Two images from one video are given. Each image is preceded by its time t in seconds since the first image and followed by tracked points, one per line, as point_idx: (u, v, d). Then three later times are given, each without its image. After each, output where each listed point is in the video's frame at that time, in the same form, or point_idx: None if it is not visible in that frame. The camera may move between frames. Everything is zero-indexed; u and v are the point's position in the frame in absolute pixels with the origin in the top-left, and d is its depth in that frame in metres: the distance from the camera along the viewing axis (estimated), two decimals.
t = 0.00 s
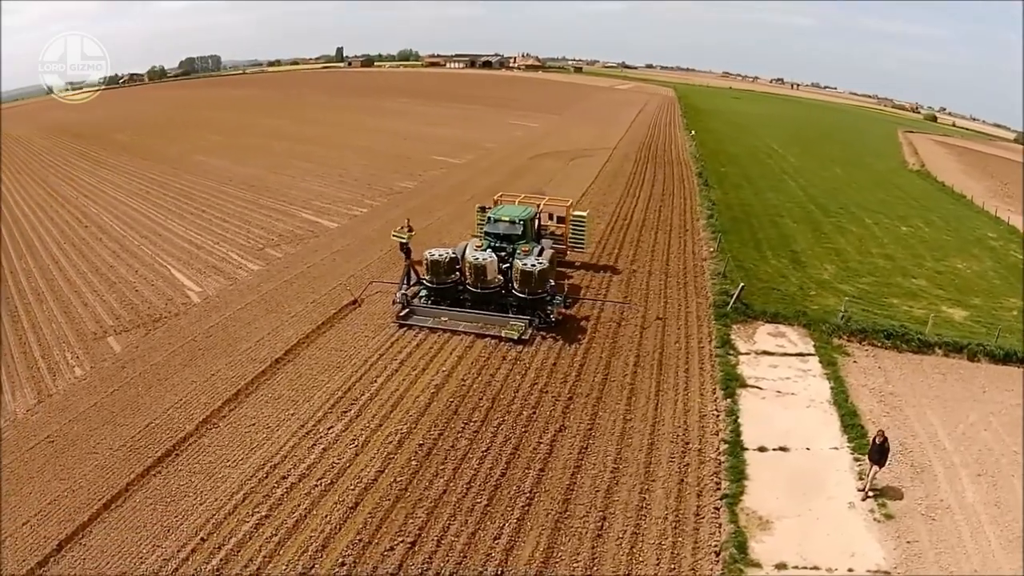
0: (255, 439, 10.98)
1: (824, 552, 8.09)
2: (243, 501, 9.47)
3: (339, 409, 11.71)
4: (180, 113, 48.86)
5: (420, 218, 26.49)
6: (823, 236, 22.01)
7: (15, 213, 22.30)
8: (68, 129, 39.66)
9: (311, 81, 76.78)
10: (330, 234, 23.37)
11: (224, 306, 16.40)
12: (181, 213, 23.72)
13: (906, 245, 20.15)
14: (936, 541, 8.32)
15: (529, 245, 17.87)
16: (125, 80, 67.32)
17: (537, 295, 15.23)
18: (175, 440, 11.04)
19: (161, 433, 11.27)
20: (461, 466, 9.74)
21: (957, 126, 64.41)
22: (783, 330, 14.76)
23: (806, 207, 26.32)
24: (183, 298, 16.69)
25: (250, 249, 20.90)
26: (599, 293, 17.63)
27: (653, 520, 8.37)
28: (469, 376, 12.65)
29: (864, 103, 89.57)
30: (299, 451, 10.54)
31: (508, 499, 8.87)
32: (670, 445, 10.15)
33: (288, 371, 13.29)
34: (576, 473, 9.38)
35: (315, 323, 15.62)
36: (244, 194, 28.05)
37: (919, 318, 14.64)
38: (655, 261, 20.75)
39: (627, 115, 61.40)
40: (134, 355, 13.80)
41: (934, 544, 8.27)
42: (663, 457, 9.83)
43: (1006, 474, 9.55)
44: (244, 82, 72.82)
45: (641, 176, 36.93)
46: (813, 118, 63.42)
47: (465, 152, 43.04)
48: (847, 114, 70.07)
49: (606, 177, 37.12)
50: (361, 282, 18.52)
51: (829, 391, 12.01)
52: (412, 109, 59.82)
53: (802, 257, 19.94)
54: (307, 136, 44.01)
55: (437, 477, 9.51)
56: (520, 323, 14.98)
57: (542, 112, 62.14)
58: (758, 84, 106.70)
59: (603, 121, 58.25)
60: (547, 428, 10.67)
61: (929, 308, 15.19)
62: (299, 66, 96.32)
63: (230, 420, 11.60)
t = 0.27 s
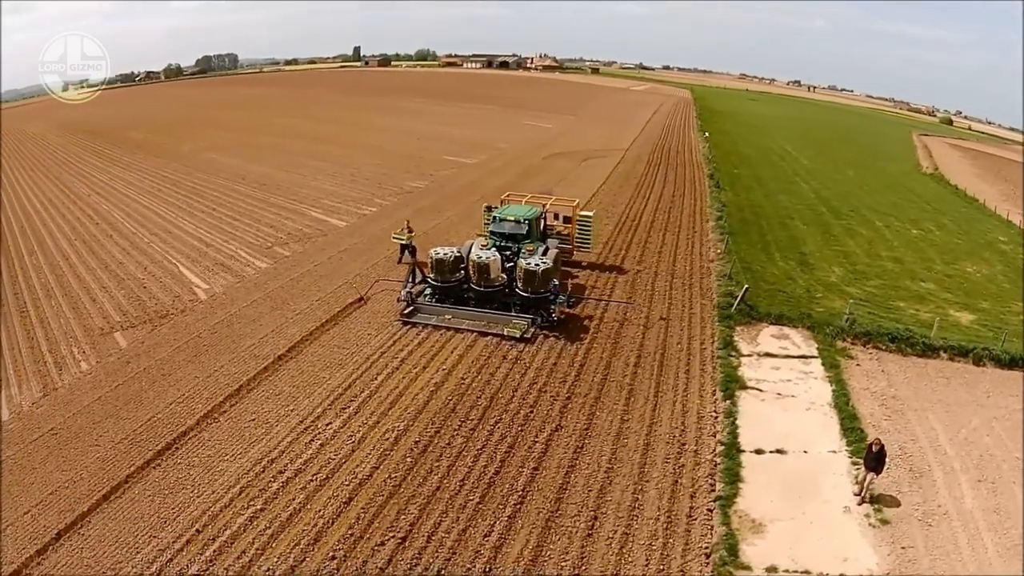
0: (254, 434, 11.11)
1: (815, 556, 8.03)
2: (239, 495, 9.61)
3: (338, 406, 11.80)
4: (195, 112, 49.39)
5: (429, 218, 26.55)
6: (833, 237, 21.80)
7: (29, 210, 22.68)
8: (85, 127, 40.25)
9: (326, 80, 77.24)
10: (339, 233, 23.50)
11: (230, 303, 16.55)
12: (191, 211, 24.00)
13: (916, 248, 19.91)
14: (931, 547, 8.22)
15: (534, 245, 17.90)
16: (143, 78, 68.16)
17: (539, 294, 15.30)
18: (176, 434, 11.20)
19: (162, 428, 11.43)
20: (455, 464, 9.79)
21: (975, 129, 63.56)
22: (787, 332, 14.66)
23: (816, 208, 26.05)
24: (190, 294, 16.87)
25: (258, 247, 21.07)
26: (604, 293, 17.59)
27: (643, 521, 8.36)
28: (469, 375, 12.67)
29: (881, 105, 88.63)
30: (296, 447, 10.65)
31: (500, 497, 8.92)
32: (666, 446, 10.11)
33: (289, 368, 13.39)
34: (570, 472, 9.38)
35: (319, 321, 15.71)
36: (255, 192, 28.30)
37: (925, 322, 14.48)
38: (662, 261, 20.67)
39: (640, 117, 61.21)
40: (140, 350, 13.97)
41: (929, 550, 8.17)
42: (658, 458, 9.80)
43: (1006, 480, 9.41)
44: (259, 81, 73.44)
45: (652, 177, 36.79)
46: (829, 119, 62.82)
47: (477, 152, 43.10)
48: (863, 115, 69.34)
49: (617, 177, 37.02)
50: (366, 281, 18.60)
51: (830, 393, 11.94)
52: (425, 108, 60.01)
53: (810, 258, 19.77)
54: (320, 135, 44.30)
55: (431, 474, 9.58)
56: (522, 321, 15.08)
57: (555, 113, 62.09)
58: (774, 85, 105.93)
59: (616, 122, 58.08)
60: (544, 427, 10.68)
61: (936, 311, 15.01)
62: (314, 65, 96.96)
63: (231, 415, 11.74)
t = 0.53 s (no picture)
0: (254, 430, 11.24)
1: (807, 560, 7.97)
2: (236, 489, 9.76)
3: (337, 402, 11.88)
4: (211, 112, 49.90)
5: (437, 218, 26.64)
6: (842, 239, 21.61)
7: (43, 207, 23.06)
8: (102, 125, 40.87)
9: (341, 79, 77.76)
10: (347, 232, 23.64)
11: (236, 300, 16.73)
12: (202, 210, 24.27)
13: (925, 251, 19.69)
14: (926, 553, 8.12)
15: (539, 245, 17.92)
16: (160, 77, 69.00)
17: (542, 293, 15.31)
18: (177, 429, 11.37)
19: (165, 422, 11.59)
20: (450, 461, 9.85)
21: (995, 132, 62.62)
22: (790, 336, 14.55)
23: (826, 211, 25.85)
24: (197, 292, 17.07)
25: (267, 245, 21.26)
26: (608, 294, 17.57)
27: (634, 521, 8.37)
28: (469, 374, 12.71)
29: (899, 108, 87.71)
30: (294, 442, 10.77)
31: (493, 496, 8.97)
32: (662, 447, 10.08)
33: (291, 365, 13.49)
34: (563, 472, 9.40)
35: (323, 319, 15.83)
36: (266, 191, 28.55)
37: (931, 326, 14.33)
38: (668, 262, 20.60)
39: (653, 119, 61.02)
40: (146, 346, 14.17)
41: (924, 556, 8.07)
42: (654, 459, 9.78)
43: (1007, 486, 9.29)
44: (275, 80, 74.08)
45: (663, 178, 36.66)
46: (845, 122, 62.26)
47: (488, 152, 43.18)
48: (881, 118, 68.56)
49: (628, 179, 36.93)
50: (372, 280, 18.70)
51: (831, 397, 11.84)
52: (438, 109, 60.19)
53: (818, 261, 19.59)
54: (332, 134, 44.58)
55: (425, 472, 9.66)
56: (525, 321, 15.09)
57: (568, 114, 62.06)
58: (790, 87, 105.22)
59: (629, 124, 57.95)
60: (540, 426, 10.70)
61: (942, 316, 14.84)
62: (330, 65, 97.62)
63: (231, 410, 11.87)
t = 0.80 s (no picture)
0: (253, 425, 11.35)
1: (798, 566, 7.89)
2: (232, 483, 9.88)
3: (337, 400, 11.96)
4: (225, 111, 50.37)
5: (446, 218, 26.71)
6: (852, 242, 21.40)
7: (57, 204, 23.43)
8: (119, 124, 41.43)
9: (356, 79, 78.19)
10: (355, 232, 23.77)
11: (242, 298, 16.88)
12: (213, 209, 24.53)
13: (936, 254, 19.45)
14: (921, 560, 8.03)
15: (544, 245, 17.93)
16: (177, 76, 69.73)
17: (546, 293, 15.34)
18: (178, 423, 11.51)
19: (166, 417, 11.74)
20: (445, 460, 9.89)
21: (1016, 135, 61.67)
22: (794, 339, 14.44)
23: (837, 214, 25.62)
24: (204, 290, 17.25)
25: (275, 244, 21.44)
26: (613, 295, 17.55)
27: (625, 522, 8.36)
28: (468, 373, 12.74)
29: (918, 110, 86.69)
30: (292, 439, 10.85)
31: (485, 494, 9.01)
32: (658, 449, 10.05)
33: (293, 363, 13.58)
34: (556, 472, 9.40)
35: (327, 317, 15.93)
36: (276, 190, 28.78)
37: (938, 331, 14.16)
38: (675, 263, 20.52)
39: (667, 121, 60.80)
40: (151, 342, 14.34)
41: (919, 564, 7.97)
42: (649, 460, 9.74)
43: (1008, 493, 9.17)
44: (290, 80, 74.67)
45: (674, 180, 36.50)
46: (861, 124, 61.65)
47: (499, 153, 43.23)
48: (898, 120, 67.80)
49: (639, 180, 36.81)
50: (378, 279, 18.79)
51: (832, 401, 11.76)
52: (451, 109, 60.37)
53: (826, 263, 19.42)
54: (345, 134, 44.84)
55: (419, 469, 9.72)
56: (528, 320, 15.12)
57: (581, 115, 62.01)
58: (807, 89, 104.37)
59: (642, 125, 57.78)
60: (536, 426, 10.70)
61: (950, 321, 14.66)
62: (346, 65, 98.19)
63: (232, 406, 11.99)
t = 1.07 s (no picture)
0: (251, 422, 11.43)
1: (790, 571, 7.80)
2: (228, 477, 9.98)
3: (335, 398, 12.01)
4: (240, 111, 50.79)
5: (454, 218, 26.75)
6: (862, 245, 21.17)
7: (70, 202, 23.76)
8: (134, 122, 41.93)
9: (370, 79, 78.50)
10: (363, 231, 23.87)
11: (247, 296, 17.01)
12: (222, 208, 24.73)
13: (946, 259, 19.21)
14: (915, 568, 7.92)
15: (548, 245, 17.91)
16: (193, 74, 70.36)
17: (548, 293, 15.33)
18: (178, 419, 11.63)
19: (167, 412, 11.85)
20: (439, 459, 9.91)
21: None
22: (797, 342, 14.31)
23: (847, 217, 25.37)
24: (211, 287, 17.40)
25: (283, 243, 21.59)
26: (617, 295, 17.49)
27: (615, 524, 8.33)
28: (467, 373, 12.75)
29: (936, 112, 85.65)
30: (289, 435, 10.92)
31: (476, 493, 9.02)
32: (653, 451, 10.00)
33: (294, 361, 13.65)
34: (550, 473, 9.39)
35: (331, 315, 16.01)
36: (287, 189, 28.98)
37: (944, 335, 13.99)
38: (681, 264, 20.40)
39: (680, 122, 60.51)
40: (156, 339, 14.49)
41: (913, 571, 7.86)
42: (643, 462, 9.69)
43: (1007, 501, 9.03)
44: (305, 79, 75.17)
45: (685, 181, 36.31)
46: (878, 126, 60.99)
47: (510, 153, 43.25)
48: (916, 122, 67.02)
49: (649, 182, 36.66)
50: (383, 278, 18.85)
51: (833, 405, 11.64)
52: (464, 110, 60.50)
53: (834, 266, 19.23)
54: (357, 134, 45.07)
55: (413, 467, 9.75)
56: (531, 320, 15.11)
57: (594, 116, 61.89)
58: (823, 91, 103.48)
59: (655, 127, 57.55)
60: (532, 426, 10.68)
61: (957, 326, 14.47)
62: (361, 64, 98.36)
63: (232, 403, 12.08)
